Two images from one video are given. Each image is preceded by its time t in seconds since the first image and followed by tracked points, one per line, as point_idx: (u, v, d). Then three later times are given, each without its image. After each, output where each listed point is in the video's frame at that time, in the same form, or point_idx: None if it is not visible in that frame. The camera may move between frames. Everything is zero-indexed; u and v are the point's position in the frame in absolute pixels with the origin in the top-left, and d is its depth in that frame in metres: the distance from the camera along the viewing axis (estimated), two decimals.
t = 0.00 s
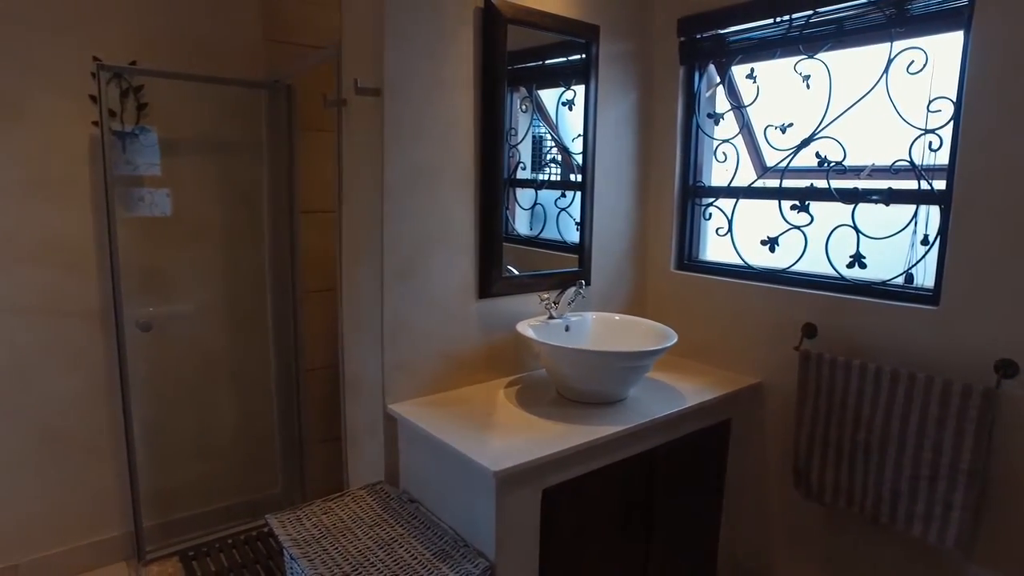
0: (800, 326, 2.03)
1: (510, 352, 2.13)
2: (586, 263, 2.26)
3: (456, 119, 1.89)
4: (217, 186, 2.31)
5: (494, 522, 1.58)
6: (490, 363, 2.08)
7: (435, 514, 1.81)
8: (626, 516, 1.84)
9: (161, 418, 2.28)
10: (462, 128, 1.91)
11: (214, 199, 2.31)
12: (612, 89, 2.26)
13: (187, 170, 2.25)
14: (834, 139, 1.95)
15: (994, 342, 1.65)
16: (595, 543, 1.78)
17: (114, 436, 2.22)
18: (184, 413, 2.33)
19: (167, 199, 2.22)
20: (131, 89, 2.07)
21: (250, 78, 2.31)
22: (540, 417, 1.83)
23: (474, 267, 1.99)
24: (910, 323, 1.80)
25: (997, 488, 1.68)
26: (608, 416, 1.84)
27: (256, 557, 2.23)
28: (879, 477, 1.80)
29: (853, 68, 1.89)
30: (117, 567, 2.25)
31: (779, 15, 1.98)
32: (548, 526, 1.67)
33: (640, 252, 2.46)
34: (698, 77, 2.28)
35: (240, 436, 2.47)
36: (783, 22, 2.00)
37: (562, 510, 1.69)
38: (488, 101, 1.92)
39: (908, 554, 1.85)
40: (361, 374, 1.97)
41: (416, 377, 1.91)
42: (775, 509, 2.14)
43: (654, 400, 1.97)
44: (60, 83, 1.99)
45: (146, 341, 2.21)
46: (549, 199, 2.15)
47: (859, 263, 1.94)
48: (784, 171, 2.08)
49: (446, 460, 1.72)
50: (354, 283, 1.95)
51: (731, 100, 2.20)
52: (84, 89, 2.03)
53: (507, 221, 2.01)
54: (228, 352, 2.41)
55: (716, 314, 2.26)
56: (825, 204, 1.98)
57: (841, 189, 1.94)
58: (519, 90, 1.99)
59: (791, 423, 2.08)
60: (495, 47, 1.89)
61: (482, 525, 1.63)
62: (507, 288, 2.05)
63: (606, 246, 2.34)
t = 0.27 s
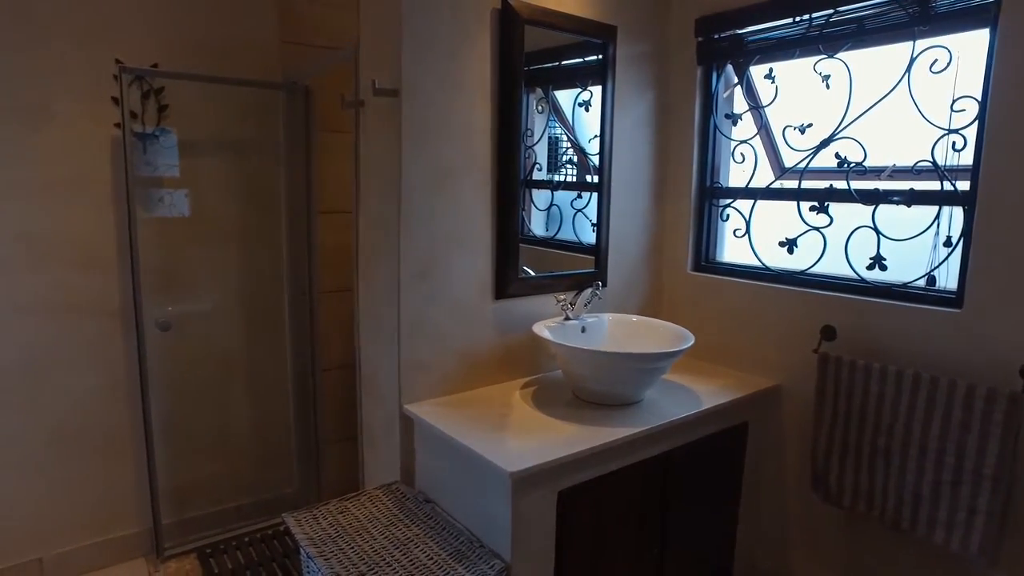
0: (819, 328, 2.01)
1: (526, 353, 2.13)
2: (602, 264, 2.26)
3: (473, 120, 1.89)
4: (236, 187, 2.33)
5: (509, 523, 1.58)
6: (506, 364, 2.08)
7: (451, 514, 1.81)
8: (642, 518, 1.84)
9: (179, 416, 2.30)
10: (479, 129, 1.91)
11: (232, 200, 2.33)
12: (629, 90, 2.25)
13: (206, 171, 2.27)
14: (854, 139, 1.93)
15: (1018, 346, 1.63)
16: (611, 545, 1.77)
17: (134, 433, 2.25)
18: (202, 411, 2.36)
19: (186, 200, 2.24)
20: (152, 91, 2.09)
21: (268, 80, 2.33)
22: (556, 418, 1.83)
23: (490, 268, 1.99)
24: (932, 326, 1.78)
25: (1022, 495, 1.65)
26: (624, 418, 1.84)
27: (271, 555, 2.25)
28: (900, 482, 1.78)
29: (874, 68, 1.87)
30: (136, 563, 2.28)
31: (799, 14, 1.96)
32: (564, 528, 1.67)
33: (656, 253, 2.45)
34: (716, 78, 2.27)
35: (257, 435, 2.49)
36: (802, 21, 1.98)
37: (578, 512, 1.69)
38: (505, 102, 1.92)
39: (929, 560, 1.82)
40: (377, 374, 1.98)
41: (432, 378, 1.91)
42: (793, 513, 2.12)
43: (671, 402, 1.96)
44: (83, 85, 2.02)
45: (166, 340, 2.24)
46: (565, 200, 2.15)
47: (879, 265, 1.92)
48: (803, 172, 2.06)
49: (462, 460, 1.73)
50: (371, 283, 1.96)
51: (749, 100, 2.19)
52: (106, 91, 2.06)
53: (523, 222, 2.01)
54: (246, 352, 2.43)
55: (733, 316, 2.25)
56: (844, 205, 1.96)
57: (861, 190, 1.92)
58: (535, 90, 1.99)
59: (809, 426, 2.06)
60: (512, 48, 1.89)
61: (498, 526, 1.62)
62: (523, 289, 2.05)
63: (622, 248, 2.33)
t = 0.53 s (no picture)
0: (837, 331, 1.99)
1: (540, 355, 2.13)
2: (617, 266, 2.25)
3: (489, 121, 1.89)
4: (253, 188, 2.35)
5: (524, 524, 1.58)
6: (521, 365, 2.08)
7: (465, 515, 1.81)
8: (657, 521, 1.83)
9: (197, 415, 2.32)
10: (495, 130, 1.91)
11: (250, 201, 2.35)
12: (645, 91, 2.24)
13: (224, 172, 2.29)
14: (873, 140, 1.91)
15: None
16: (626, 547, 1.77)
17: (152, 431, 2.27)
18: (219, 410, 2.38)
19: (203, 201, 2.26)
20: (171, 93, 2.12)
21: (285, 82, 2.35)
22: (571, 420, 1.83)
23: (505, 269, 1.99)
24: (953, 329, 1.75)
25: None
26: (639, 420, 1.83)
27: (286, 554, 2.28)
28: (919, 487, 1.76)
29: (894, 68, 1.85)
30: (154, 560, 2.30)
31: (817, 14, 1.95)
32: (579, 530, 1.66)
33: (672, 255, 2.44)
34: (733, 79, 2.26)
35: (273, 434, 2.51)
36: (820, 21, 1.96)
37: (593, 514, 1.68)
38: (520, 103, 1.92)
39: (949, 566, 1.80)
40: (393, 374, 1.99)
41: (447, 378, 1.92)
42: (809, 518, 2.10)
43: (686, 404, 1.95)
44: (104, 87, 2.05)
45: (184, 339, 2.26)
46: (580, 201, 2.14)
47: (898, 267, 1.90)
48: (821, 173, 2.04)
49: (477, 461, 1.73)
50: (386, 284, 1.97)
51: (766, 101, 2.17)
52: (127, 94, 2.09)
53: (539, 224, 2.01)
54: (262, 351, 2.45)
55: (749, 318, 2.23)
56: (863, 206, 1.94)
57: (880, 191, 1.90)
58: (550, 91, 1.98)
59: (826, 429, 2.04)
60: (528, 49, 1.89)
61: (512, 527, 1.62)
62: (538, 290, 2.05)
63: (637, 249, 2.32)
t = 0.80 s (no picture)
0: (855, 333, 1.97)
1: (556, 356, 2.12)
2: (633, 267, 2.25)
3: (505, 123, 1.89)
4: (270, 189, 2.37)
5: (540, 525, 1.58)
6: (537, 366, 2.08)
7: (480, 516, 1.81)
8: (673, 524, 1.82)
9: (214, 413, 2.35)
10: (511, 132, 1.91)
11: (267, 202, 2.37)
12: (661, 92, 2.24)
13: (242, 173, 2.31)
14: (893, 141, 1.89)
15: None
16: (642, 550, 1.76)
17: (171, 430, 2.30)
18: (236, 409, 2.40)
19: (220, 202, 2.28)
20: (191, 95, 2.14)
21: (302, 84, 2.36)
22: (587, 422, 1.82)
23: (521, 271, 1.99)
24: (975, 332, 1.73)
25: None
26: (655, 422, 1.83)
27: (303, 552, 2.30)
28: (940, 492, 1.74)
29: (915, 68, 1.83)
30: (171, 556, 2.32)
31: (836, 14, 1.93)
32: (595, 532, 1.66)
33: (688, 256, 2.43)
34: (750, 79, 2.24)
35: (289, 434, 2.53)
36: (839, 21, 1.94)
37: (609, 516, 1.68)
38: (537, 105, 1.92)
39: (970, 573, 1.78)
40: (409, 375, 2.00)
41: (462, 380, 1.92)
42: (827, 522, 2.08)
43: (702, 407, 1.94)
44: (125, 90, 2.08)
45: (202, 339, 2.28)
46: (595, 202, 2.14)
47: (919, 269, 1.87)
48: (839, 174, 2.02)
49: (493, 462, 1.73)
50: (403, 285, 1.98)
51: (784, 102, 2.16)
52: (147, 96, 2.12)
53: (554, 225, 2.00)
54: (278, 351, 2.47)
55: (766, 320, 2.22)
56: (882, 208, 1.92)
57: (900, 193, 1.88)
58: (566, 93, 1.98)
59: (844, 433, 2.02)
60: (545, 51, 1.89)
61: (528, 528, 1.62)
62: (554, 291, 2.04)
63: (653, 250, 2.32)
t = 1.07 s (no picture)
0: (874, 336, 1.96)
1: (571, 357, 2.12)
2: (649, 268, 2.24)
3: (521, 123, 1.89)
4: (287, 190, 2.39)
5: (555, 527, 1.57)
6: (552, 368, 2.08)
7: (495, 517, 1.81)
8: (688, 526, 1.81)
9: (230, 412, 2.36)
10: (527, 133, 1.91)
11: (284, 202, 2.39)
12: (677, 92, 2.23)
13: (258, 174, 2.33)
14: (913, 141, 1.87)
15: None
16: (658, 552, 1.75)
17: (187, 429, 2.32)
18: (252, 408, 2.41)
19: (235, 202, 2.29)
20: (208, 97, 2.17)
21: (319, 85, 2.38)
22: (602, 423, 1.82)
23: (536, 272, 1.99)
24: (997, 335, 1.71)
25: None
26: (671, 424, 1.82)
27: (317, 552, 2.32)
28: (960, 497, 1.72)
29: (936, 67, 1.81)
30: (187, 554, 2.34)
31: (855, 13, 1.92)
32: (610, 534, 1.66)
33: (703, 258, 2.42)
34: (767, 80, 2.23)
35: (304, 433, 2.54)
36: (858, 21, 1.93)
37: (625, 518, 1.67)
38: (553, 106, 1.92)
39: None
40: (424, 375, 2.00)
41: (478, 380, 1.92)
42: (844, 526, 2.06)
43: (718, 409, 1.93)
44: (144, 92, 2.11)
45: (218, 338, 2.30)
46: (610, 203, 2.14)
47: (939, 271, 1.85)
48: (858, 175, 2.00)
49: (508, 463, 1.73)
50: (418, 285, 1.98)
51: (801, 102, 2.14)
52: (166, 98, 2.14)
53: (570, 226, 2.00)
54: (294, 351, 2.48)
55: (783, 322, 2.21)
56: (902, 209, 1.90)
57: (920, 194, 1.85)
58: (581, 93, 1.97)
59: (862, 437, 2.00)
60: (562, 51, 1.89)
61: (543, 529, 1.62)
62: (569, 292, 2.04)
63: (669, 252, 2.31)
